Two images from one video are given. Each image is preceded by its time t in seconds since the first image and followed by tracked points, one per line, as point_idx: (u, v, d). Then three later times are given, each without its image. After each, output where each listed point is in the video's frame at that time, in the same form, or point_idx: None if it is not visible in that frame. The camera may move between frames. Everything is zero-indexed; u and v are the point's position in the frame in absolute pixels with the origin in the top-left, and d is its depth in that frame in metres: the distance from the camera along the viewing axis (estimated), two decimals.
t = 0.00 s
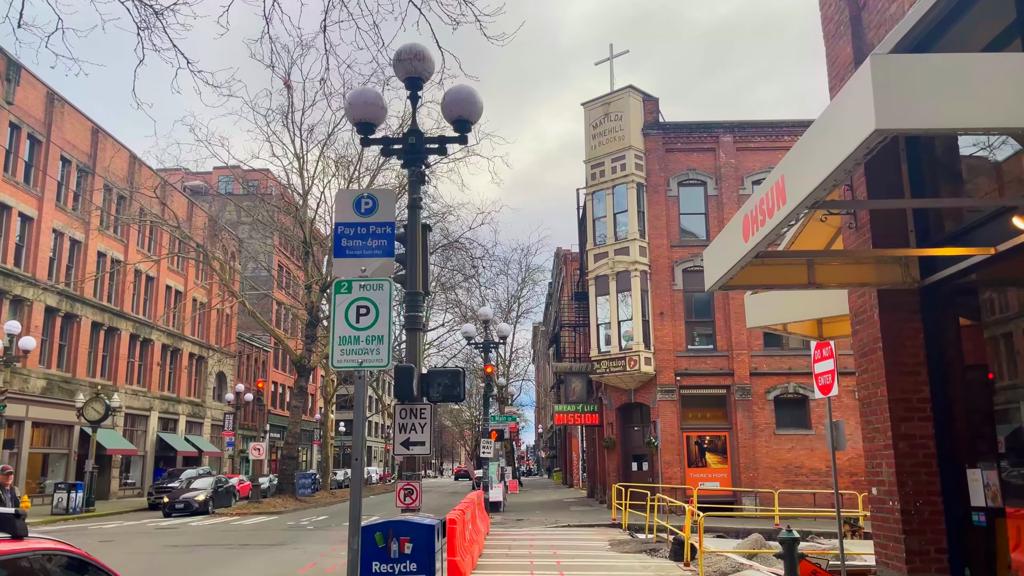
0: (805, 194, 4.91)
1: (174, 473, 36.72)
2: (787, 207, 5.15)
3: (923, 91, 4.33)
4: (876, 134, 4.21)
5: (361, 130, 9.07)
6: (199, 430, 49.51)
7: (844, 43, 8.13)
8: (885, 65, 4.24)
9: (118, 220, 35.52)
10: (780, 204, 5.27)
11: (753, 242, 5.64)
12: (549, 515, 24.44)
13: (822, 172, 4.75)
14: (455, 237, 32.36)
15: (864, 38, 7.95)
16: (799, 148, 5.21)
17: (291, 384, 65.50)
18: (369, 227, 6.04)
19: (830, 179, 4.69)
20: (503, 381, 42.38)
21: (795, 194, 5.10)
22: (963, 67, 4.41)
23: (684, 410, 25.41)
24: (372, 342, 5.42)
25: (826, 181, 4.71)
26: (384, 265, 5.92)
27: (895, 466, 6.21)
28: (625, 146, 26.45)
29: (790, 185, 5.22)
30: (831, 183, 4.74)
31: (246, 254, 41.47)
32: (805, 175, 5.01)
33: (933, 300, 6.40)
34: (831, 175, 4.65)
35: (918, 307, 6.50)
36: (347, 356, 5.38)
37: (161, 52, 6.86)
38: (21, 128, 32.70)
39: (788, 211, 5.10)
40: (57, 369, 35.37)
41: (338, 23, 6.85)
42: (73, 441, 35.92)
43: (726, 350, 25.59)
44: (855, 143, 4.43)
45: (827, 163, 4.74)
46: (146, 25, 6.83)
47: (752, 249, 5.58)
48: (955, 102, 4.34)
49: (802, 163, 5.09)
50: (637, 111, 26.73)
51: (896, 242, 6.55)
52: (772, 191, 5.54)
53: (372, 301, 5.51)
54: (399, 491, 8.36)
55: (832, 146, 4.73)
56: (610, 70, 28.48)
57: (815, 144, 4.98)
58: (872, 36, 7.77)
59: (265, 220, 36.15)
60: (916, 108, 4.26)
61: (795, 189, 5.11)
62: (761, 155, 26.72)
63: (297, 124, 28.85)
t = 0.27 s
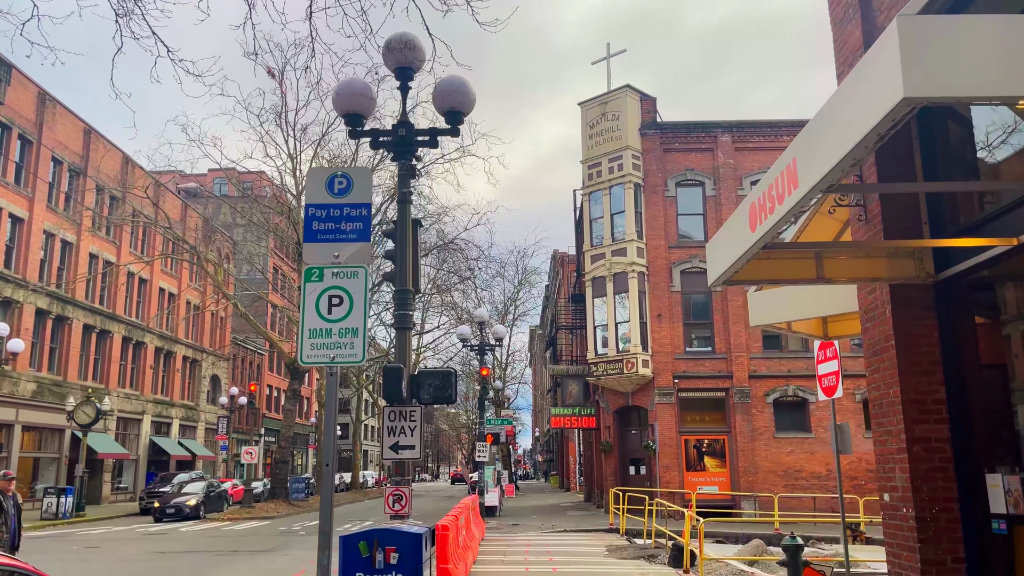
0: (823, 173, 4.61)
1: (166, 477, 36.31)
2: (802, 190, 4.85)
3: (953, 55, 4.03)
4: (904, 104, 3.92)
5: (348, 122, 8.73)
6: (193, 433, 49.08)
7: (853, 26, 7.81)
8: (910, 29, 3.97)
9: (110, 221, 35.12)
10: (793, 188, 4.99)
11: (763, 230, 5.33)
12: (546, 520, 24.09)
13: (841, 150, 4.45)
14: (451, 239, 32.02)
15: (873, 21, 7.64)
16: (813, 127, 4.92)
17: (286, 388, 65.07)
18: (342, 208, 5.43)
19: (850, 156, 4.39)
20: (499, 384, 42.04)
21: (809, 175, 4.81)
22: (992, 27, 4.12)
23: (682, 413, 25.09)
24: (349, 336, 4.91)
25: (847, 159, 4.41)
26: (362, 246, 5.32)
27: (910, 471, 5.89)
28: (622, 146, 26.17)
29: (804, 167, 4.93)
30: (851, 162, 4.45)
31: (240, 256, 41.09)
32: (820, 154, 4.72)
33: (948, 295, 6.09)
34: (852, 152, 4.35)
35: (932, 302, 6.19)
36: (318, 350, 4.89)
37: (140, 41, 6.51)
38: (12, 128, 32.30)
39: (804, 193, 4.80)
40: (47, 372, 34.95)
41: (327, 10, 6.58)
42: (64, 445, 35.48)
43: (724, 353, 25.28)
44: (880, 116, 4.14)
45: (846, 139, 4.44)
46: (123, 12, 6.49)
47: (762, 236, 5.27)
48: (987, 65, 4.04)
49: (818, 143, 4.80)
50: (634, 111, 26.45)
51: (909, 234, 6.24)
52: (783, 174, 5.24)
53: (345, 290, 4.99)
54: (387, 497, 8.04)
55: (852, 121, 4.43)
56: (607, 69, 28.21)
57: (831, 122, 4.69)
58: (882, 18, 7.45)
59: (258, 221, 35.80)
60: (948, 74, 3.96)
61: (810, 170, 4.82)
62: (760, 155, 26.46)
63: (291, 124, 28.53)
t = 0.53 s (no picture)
0: (842, 145, 4.29)
1: (160, 479, 35.92)
2: (820, 164, 4.52)
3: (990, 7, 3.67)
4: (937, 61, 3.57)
5: (338, 109, 8.42)
6: (189, 435, 48.68)
7: (867, 5, 7.46)
8: None
9: (104, 221, 34.75)
10: (810, 163, 4.65)
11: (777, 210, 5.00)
12: (544, 522, 23.76)
13: (863, 118, 4.13)
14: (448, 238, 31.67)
15: None
16: (830, 97, 4.59)
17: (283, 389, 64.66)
18: (314, 178, 4.83)
19: (873, 125, 4.06)
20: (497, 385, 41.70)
21: (827, 148, 4.48)
22: None
23: (682, 414, 24.76)
24: (321, 324, 4.35)
25: (870, 128, 4.08)
26: (337, 220, 4.71)
27: (929, 472, 5.56)
28: (621, 144, 25.84)
29: (821, 140, 4.61)
30: (874, 131, 4.12)
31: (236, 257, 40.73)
32: (839, 125, 4.40)
33: (969, 286, 5.76)
34: (875, 120, 4.03)
35: (952, 294, 5.86)
36: (285, 334, 4.34)
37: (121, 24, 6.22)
38: (4, 127, 31.93)
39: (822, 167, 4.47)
40: (40, 373, 34.55)
41: None
42: (57, 447, 35.08)
43: (724, 353, 24.95)
44: (909, 77, 3.78)
45: (868, 106, 4.11)
46: None
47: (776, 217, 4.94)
48: None
49: (836, 113, 4.48)
50: (633, 108, 26.14)
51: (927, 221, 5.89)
52: (797, 150, 4.92)
53: (316, 268, 4.44)
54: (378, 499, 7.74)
55: (875, 87, 4.10)
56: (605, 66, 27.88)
57: (850, 90, 4.37)
58: None
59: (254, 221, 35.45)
60: (988, 29, 3.60)
61: (828, 142, 4.49)
62: (760, 154, 26.15)
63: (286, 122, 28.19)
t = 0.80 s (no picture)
0: (856, 117, 3.93)
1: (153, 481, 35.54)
2: (831, 139, 4.17)
3: None
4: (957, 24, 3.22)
5: (323, 97, 8.10)
6: (183, 437, 48.32)
7: None
8: None
9: (96, 220, 34.40)
10: (818, 140, 4.32)
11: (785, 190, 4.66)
12: (540, 525, 23.43)
13: (879, 86, 3.78)
14: (445, 238, 31.35)
15: None
16: (840, 67, 4.25)
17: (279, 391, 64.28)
18: (269, 141, 4.12)
19: (892, 93, 3.71)
20: (494, 386, 41.36)
21: (840, 121, 4.13)
22: None
23: (680, 415, 24.44)
24: (273, 309, 3.72)
25: (883, 100, 3.74)
26: (294, 189, 3.99)
27: (943, 474, 5.25)
28: (619, 141, 25.54)
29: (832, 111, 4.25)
30: (889, 103, 3.77)
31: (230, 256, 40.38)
32: (852, 96, 4.05)
33: (985, 276, 5.44)
34: (893, 88, 3.67)
35: (968, 285, 5.55)
36: (232, 323, 3.70)
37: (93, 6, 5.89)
38: None
39: (834, 142, 4.12)
40: (32, 374, 34.19)
41: None
42: (49, 448, 34.71)
43: (723, 353, 24.65)
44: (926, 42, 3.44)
45: (885, 73, 3.76)
46: None
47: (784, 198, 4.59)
48: None
49: (849, 82, 4.12)
50: (631, 106, 25.84)
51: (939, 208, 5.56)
52: (806, 126, 4.56)
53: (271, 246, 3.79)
54: (362, 502, 7.30)
55: (890, 53, 3.75)
56: (602, 63, 27.59)
57: (863, 59, 4.02)
58: None
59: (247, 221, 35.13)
60: None
61: (840, 115, 4.14)
62: (759, 151, 25.86)
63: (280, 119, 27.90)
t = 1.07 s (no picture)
0: (872, 84, 3.59)
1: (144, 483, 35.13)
2: (845, 107, 3.83)
3: None
4: None
5: (307, 84, 7.78)
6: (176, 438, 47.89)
7: None
8: None
9: (87, 219, 34.01)
10: (830, 112, 3.98)
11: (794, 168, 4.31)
12: (535, 528, 23.09)
13: (897, 50, 3.43)
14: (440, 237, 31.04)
15: None
16: (853, 30, 3.90)
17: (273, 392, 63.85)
18: (213, 98, 3.66)
19: (912, 57, 3.36)
20: (490, 387, 41.01)
21: (854, 88, 3.78)
22: None
23: (677, 416, 24.14)
24: (212, 288, 3.33)
25: (903, 65, 3.39)
26: (238, 152, 3.55)
27: (959, 478, 4.95)
28: (615, 139, 25.24)
29: (845, 77, 3.90)
30: (908, 69, 3.43)
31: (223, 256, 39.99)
32: (866, 63, 3.70)
33: (1002, 265, 5.14)
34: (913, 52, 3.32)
35: (984, 275, 5.25)
36: (167, 303, 3.33)
37: None
38: None
39: (850, 110, 3.77)
40: (21, 374, 33.78)
41: None
42: (38, 450, 34.29)
43: (721, 353, 24.36)
44: None
45: (903, 35, 3.41)
46: None
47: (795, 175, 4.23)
48: None
49: (863, 43, 3.77)
50: (628, 103, 25.55)
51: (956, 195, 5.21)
52: (817, 96, 4.22)
53: (211, 219, 3.40)
54: (344, 505, 7.00)
55: (909, 12, 3.39)
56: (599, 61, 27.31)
57: (878, 20, 3.66)
58: None
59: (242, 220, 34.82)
60: None
61: (855, 80, 3.79)
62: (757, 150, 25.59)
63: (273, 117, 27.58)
